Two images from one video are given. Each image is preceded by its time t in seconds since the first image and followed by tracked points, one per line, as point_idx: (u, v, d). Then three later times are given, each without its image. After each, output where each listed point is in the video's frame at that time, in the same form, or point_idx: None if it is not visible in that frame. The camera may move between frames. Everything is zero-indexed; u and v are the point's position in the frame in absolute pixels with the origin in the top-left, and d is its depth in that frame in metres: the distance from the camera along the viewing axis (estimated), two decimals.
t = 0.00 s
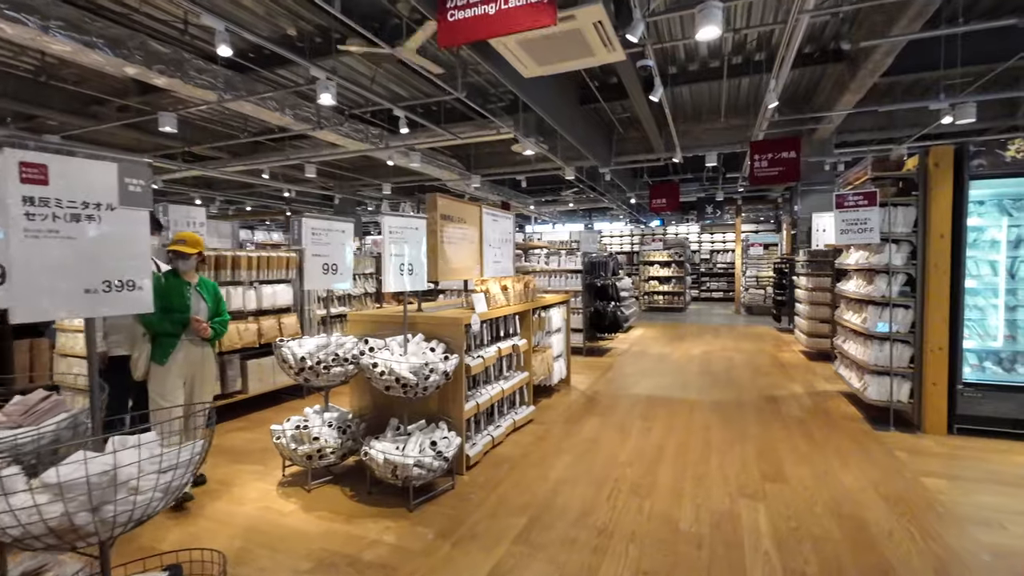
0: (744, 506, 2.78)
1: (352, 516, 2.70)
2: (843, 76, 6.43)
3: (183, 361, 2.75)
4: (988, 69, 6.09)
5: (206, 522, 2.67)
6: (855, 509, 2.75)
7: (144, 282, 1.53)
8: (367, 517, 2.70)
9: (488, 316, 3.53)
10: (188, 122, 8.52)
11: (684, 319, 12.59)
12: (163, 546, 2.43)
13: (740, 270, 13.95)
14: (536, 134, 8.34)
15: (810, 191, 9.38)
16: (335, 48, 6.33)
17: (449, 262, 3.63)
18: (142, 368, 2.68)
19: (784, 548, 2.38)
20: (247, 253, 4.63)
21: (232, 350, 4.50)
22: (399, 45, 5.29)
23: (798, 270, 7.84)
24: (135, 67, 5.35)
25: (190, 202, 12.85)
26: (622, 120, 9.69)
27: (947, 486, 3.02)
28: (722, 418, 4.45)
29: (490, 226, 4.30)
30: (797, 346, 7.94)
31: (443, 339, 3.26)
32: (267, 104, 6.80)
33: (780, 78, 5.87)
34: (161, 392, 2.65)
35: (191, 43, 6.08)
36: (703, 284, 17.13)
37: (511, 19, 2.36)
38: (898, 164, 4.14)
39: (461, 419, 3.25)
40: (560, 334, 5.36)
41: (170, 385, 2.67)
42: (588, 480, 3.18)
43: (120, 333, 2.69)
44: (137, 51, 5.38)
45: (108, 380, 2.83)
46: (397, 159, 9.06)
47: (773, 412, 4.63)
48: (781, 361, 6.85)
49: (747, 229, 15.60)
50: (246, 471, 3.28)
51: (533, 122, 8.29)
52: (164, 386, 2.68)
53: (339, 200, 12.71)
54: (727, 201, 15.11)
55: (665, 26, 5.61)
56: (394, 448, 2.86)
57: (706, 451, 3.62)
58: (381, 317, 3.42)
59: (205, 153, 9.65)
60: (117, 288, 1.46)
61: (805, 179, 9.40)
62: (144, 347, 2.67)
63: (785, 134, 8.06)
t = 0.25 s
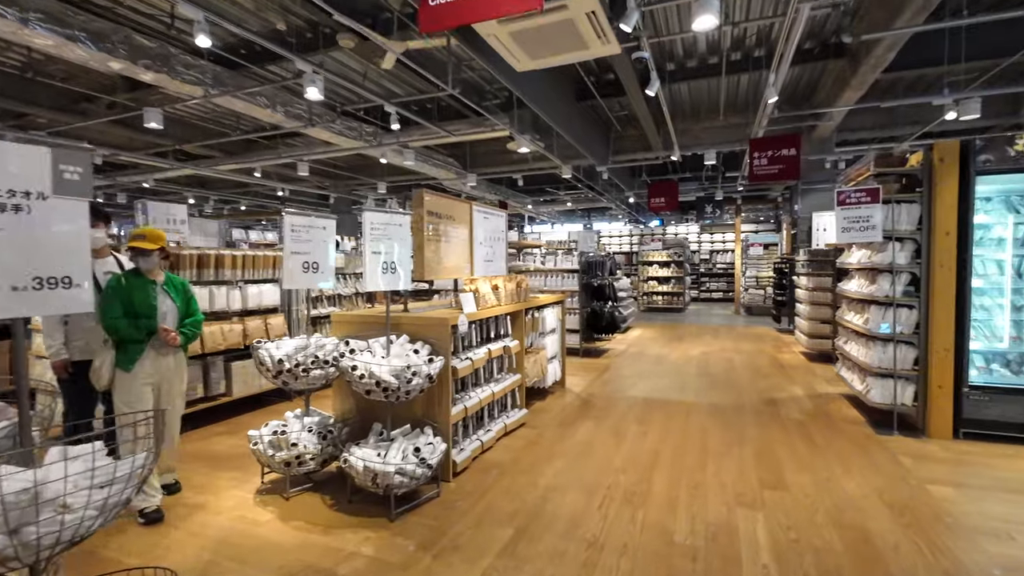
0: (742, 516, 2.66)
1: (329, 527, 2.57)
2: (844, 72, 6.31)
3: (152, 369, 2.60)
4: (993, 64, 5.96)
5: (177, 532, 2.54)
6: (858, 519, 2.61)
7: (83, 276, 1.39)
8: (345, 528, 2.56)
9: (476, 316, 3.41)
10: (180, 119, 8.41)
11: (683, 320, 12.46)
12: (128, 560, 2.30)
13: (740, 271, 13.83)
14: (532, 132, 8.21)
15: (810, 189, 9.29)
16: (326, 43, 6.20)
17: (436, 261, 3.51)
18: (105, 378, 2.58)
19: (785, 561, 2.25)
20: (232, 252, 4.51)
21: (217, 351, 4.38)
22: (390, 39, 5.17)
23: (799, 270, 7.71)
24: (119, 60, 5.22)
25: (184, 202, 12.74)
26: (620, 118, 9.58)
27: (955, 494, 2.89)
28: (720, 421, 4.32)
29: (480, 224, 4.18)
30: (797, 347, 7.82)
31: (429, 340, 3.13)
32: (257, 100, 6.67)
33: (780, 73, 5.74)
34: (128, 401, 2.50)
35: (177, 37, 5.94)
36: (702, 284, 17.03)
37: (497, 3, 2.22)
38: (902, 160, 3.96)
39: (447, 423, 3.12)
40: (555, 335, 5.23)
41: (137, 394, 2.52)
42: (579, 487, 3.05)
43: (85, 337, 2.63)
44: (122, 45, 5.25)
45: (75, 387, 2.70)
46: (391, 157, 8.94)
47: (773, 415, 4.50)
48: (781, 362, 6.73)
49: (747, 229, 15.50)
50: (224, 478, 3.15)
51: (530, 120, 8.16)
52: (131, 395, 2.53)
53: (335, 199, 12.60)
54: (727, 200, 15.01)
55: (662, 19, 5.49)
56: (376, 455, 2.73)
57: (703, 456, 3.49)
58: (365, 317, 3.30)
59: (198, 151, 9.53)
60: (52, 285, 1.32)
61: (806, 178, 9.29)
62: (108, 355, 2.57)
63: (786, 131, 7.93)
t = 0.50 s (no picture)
0: (746, 531, 2.47)
1: (300, 544, 2.38)
2: (848, 65, 6.12)
3: (102, 378, 2.42)
4: (1002, 56, 5.77)
5: (136, 549, 2.35)
6: (871, 536, 2.43)
7: None
8: (317, 545, 2.38)
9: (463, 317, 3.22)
10: (168, 115, 8.22)
11: (683, 320, 12.27)
12: None
13: (740, 270, 13.65)
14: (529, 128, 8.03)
15: (812, 188, 9.09)
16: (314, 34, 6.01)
17: (420, 259, 3.32)
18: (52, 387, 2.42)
19: None
20: (212, 249, 4.32)
21: (195, 353, 4.19)
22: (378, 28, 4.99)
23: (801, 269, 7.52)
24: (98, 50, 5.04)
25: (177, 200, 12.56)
26: (619, 114, 9.40)
27: (973, 507, 2.70)
28: (721, 426, 4.13)
29: (470, 220, 4.00)
30: (800, 348, 7.63)
31: (412, 342, 2.95)
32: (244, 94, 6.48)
33: (783, 65, 5.57)
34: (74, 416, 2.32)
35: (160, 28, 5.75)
36: (702, 284, 16.85)
37: None
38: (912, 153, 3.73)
39: (431, 431, 2.94)
40: (550, 336, 5.05)
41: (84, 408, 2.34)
42: (572, 498, 2.86)
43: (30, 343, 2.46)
44: (101, 36, 5.07)
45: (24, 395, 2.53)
46: (385, 154, 8.76)
47: (777, 419, 4.31)
48: (783, 364, 6.55)
49: (747, 228, 15.34)
50: (194, 489, 2.96)
51: (526, 116, 7.98)
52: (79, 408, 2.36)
53: (330, 198, 12.43)
54: (727, 199, 14.84)
55: (661, 7, 5.30)
56: (352, 466, 2.54)
57: (703, 464, 3.31)
58: (346, 317, 3.12)
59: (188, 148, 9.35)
60: None
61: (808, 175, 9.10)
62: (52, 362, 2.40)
63: (788, 126, 7.75)
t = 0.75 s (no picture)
0: (754, 555, 2.29)
1: (272, 570, 2.20)
2: (854, 60, 5.94)
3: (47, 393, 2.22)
4: (1014, 50, 5.58)
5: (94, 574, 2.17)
6: (890, 561, 2.23)
7: None
8: (289, 572, 2.19)
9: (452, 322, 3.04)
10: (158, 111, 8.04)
11: (684, 321, 12.08)
12: None
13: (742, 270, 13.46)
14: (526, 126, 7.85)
15: (816, 186, 8.94)
16: (304, 28, 5.82)
17: (406, 259, 3.13)
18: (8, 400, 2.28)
19: None
20: (193, 250, 4.15)
21: (175, 358, 4.01)
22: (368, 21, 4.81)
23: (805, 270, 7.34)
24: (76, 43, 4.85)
25: (170, 199, 12.37)
26: (618, 112, 9.22)
27: (998, 527, 2.51)
28: (725, 435, 3.95)
29: (460, 220, 3.82)
30: (804, 351, 7.45)
31: (396, 350, 2.76)
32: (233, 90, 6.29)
33: (788, 59, 5.38)
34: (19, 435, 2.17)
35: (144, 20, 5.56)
36: (703, 284, 16.67)
37: None
38: (927, 150, 3.56)
39: (417, 444, 2.75)
40: (546, 341, 4.86)
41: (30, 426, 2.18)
42: (568, 517, 2.68)
43: None
44: (80, 28, 4.88)
45: None
46: (379, 152, 8.58)
47: (782, 428, 4.12)
48: (787, 368, 6.36)
49: (749, 228, 15.17)
50: (164, 506, 2.78)
51: (524, 113, 7.80)
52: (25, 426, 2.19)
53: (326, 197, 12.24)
54: (728, 198, 14.66)
55: None
56: (329, 485, 2.36)
57: (706, 479, 3.12)
58: (327, 323, 2.93)
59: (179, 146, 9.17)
60: None
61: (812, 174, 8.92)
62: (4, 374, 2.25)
63: (792, 124, 7.56)
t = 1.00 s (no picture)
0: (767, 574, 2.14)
1: None
2: (864, 54, 5.77)
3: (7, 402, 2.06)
4: None
5: None
6: None
7: None
8: None
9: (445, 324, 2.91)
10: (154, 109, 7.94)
11: (688, 322, 11.92)
12: None
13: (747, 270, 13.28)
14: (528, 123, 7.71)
15: (823, 184, 8.77)
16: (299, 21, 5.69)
17: (399, 258, 2.99)
18: None
19: None
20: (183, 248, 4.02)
21: (163, 359, 3.89)
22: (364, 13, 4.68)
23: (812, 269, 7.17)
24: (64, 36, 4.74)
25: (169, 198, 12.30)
26: (622, 109, 9.07)
27: None
28: (731, 441, 3.80)
29: (457, 217, 3.68)
30: (811, 352, 7.29)
31: (387, 353, 2.63)
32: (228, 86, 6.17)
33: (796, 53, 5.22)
34: None
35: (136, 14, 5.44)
36: (707, 284, 16.49)
37: None
38: (944, 144, 3.40)
39: (408, 453, 2.62)
40: (547, 342, 4.72)
41: None
42: (567, 530, 2.54)
43: None
44: (69, 21, 4.78)
45: None
46: (378, 150, 8.45)
47: (791, 434, 3.97)
48: (794, 370, 6.20)
49: (754, 227, 15.00)
50: (143, 517, 2.65)
51: (525, 110, 7.66)
52: None
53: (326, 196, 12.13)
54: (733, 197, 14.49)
55: None
56: (313, 496, 2.22)
57: (713, 489, 2.97)
58: (314, 325, 2.80)
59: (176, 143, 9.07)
60: None
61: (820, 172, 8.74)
62: None
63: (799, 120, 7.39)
